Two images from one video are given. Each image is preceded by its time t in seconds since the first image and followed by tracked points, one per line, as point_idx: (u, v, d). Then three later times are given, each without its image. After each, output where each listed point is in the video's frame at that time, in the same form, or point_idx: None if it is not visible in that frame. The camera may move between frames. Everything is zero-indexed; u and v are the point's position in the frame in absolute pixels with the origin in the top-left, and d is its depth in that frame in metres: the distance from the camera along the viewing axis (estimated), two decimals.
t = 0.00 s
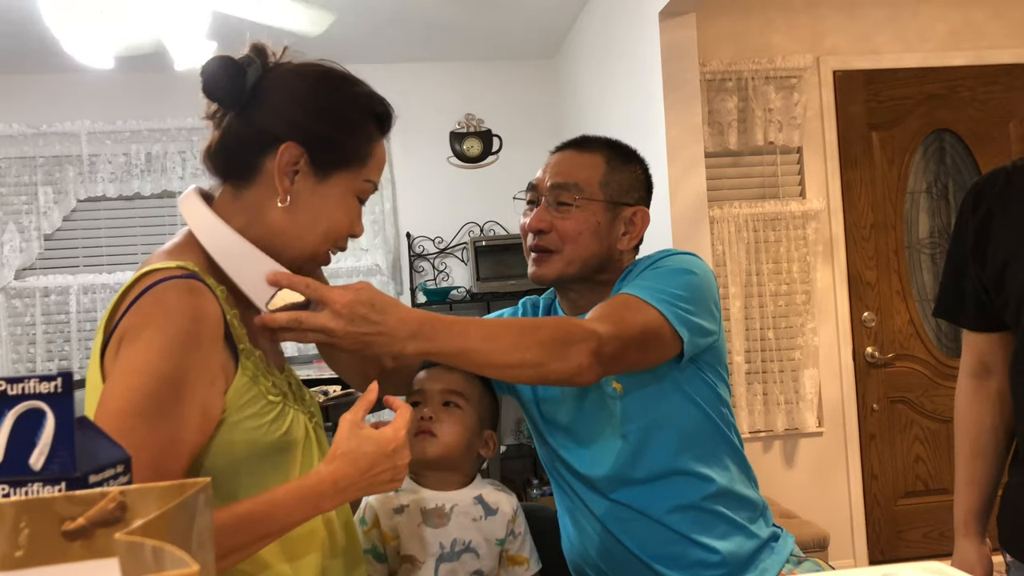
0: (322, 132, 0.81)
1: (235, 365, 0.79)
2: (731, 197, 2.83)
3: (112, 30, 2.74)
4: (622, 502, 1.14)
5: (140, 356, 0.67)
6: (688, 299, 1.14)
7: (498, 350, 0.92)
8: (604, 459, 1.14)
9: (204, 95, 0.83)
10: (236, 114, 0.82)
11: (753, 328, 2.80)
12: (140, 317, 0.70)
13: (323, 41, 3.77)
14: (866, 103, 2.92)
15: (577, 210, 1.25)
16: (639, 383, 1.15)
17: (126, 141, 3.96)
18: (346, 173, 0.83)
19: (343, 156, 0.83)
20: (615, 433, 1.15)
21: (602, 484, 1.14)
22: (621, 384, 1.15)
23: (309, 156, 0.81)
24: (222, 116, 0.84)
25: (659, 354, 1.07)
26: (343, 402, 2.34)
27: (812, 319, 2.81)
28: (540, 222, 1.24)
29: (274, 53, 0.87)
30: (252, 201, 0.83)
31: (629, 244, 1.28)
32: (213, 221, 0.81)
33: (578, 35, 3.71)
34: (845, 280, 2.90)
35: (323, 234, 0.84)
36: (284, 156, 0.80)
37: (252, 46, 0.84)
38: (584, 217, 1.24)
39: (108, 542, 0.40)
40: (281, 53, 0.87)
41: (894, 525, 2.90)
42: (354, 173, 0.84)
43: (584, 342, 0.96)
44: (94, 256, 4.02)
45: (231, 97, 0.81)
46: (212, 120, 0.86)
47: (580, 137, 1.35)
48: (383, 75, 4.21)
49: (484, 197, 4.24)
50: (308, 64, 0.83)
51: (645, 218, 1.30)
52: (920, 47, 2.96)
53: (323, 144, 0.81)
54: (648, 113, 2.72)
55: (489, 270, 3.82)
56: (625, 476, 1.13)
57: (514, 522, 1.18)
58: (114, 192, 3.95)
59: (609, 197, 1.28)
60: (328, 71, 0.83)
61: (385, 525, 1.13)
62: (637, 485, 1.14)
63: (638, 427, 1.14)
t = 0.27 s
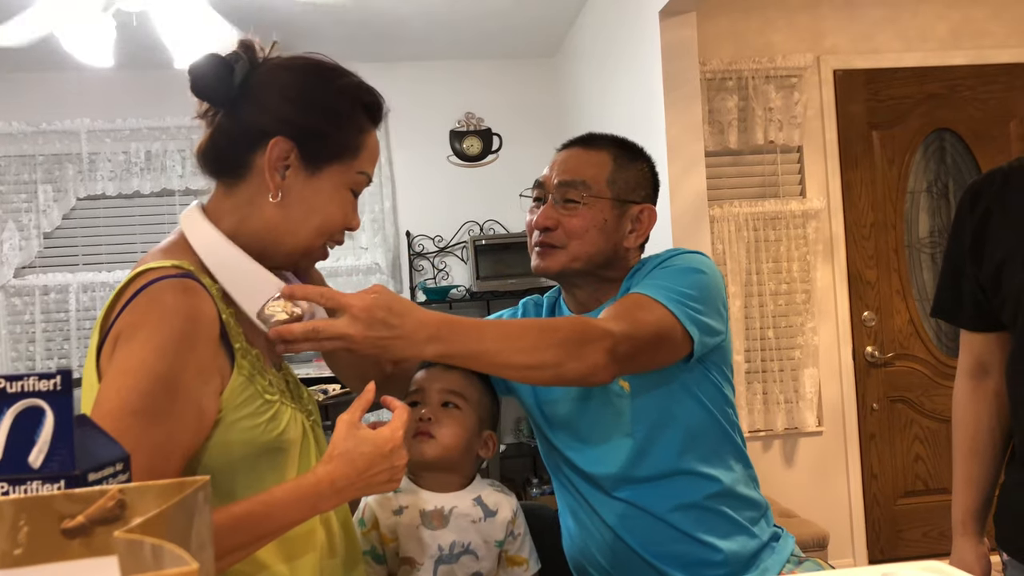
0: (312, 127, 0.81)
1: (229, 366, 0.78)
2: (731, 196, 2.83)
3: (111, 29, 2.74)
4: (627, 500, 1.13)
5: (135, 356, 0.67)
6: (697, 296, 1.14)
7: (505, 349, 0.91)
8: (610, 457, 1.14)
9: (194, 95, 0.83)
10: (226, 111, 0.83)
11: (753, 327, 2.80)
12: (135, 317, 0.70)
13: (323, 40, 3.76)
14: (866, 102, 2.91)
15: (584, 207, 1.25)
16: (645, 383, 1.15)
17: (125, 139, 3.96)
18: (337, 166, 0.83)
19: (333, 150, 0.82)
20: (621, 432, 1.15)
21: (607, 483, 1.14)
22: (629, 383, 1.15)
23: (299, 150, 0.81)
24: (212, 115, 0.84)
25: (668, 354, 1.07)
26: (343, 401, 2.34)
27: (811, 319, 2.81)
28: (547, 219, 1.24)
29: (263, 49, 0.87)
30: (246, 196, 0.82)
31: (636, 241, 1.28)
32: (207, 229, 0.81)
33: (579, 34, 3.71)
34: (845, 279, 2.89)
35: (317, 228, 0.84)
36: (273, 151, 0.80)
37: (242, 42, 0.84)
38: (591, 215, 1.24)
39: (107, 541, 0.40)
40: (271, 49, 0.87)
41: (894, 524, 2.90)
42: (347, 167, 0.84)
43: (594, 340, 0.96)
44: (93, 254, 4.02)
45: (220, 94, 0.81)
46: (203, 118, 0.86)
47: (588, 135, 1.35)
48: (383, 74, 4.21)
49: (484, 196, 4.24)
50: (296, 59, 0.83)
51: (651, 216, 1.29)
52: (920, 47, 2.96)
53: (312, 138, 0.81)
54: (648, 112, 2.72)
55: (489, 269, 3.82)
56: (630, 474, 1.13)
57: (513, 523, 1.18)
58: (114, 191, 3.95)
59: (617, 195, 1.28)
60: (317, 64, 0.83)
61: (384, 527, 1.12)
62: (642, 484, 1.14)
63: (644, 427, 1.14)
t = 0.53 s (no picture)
0: (312, 124, 0.81)
1: (234, 363, 0.78)
2: (731, 194, 2.83)
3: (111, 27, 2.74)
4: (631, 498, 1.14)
5: (138, 353, 0.67)
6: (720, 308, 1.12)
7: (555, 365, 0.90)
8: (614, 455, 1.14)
9: (195, 94, 0.83)
10: (226, 109, 0.82)
11: (753, 325, 2.80)
12: (138, 314, 0.70)
13: (323, 37, 3.76)
14: (868, 100, 2.91)
15: (589, 205, 1.25)
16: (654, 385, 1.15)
17: (125, 137, 3.96)
18: (338, 163, 0.83)
19: (333, 147, 0.82)
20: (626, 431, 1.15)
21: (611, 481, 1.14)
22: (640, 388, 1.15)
23: (299, 148, 0.81)
24: (212, 113, 0.84)
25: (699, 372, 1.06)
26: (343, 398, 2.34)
27: (812, 317, 2.81)
28: (551, 217, 1.24)
29: (263, 46, 0.87)
30: (247, 193, 0.82)
31: (641, 239, 1.27)
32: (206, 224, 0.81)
33: (579, 31, 3.71)
34: (845, 277, 2.89)
35: (317, 225, 0.84)
36: (274, 148, 0.80)
37: (240, 40, 0.84)
38: (595, 213, 1.25)
39: (108, 539, 0.40)
40: (269, 47, 0.87)
41: (894, 522, 2.90)
42: (347, 164, 0.84)
43: (633, 361, 0.95)
44: (94, 252, 4.02)
45: (219, 91, 0.81)
46: (203, 116, 0.85)
47: (592, 133, 1.35)
48: (383, 72, 4.21)
49: (484, 194, 4.24)
50: (295, 56, 0.83)
51: (655, 213, 1.30)
52: (921, 44, 2.96)
53: (312, 135, 0.81)
54: (648, 110, 2.72)
55: (489, 267, 3.82)
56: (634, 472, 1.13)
57: (513, 521, 1.18)
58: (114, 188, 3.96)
59: (621, 191, 1.28)
60: (316, 62, 0.83)
61: (383, 527, 1.13)
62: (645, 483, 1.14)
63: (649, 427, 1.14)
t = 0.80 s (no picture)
0: (314, 124, 0.81)
1: (235, 360, 0.78)
2: (732, 192, 2.83)
3: (111, 25, 2.73)
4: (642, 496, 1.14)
5: (139, 351, 0.67)
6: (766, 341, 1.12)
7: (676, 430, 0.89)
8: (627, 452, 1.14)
9: (197, 89, 0.83)
10: (228, 107, 0.82)
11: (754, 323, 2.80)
12: (139, 312, 0.70)
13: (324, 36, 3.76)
14: (869, 98, 2.91)
15: (598, 203, 1.25)
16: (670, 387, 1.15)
17: (126, 135, 3.96)
18: (339, 164, 0.83)
19: (335, 147, 0.82)
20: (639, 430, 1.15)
21: (621, 478, 1.14)
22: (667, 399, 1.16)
23: (301, 148, 0.81)
24: (214, 110, 0.84)
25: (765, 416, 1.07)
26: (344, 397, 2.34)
27: (813, 315, 2.81)
28: (561, 215, 1.24)
29: (265, 46, 0.86)
30: (247, 192, 0.82)
31: (652, 235, 1.28)
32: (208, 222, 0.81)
33: (579, 29, 3.70)
34: (846, 275, 2.89)
35: (318, 225, 0.84)
36: (275, 148, 0.80)
37: (243, 38, 0.84)
38: (605, 211, 1.24)
39: (108, 537, 0.40)
40: (272, 45, 0.87)
41: (894, 520, 2.90)
42: (348, 164, 0.84)
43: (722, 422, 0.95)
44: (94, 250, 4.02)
45: (224, 89, 0.81)
46: (206, 113, 0.85)
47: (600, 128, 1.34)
48: (384, 70, 4.21)
49: (485, 192, 4.24)
50: (298, 56, 0.83)
51: (665, 210, 1.31)
52: (922, 42, 2.95)
53: (315, 135, 0.81)
54: (649, 108, 2.71)
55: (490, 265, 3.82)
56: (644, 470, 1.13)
57: (513, 519, 1.18)
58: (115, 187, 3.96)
59: (630, 189, 1.28)
60: (319, 62, 0.83)
61: (384, 525, 1.13)
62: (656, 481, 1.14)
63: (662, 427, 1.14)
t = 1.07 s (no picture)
0: (313, 124, 0.81)
1: (234, 359, 0.78)
2: (734, 191, 2.82)
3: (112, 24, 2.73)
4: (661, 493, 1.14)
5: (139, 349, 0.67)
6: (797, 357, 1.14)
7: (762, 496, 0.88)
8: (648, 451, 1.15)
9: (196, 91, 0.83)
10: (228, 107, 0.82)
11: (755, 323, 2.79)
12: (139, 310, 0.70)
13: (325, 35, 3.75)
14: (870, 97, 2.90)
15: (615, 204, 1.24)
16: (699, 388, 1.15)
17: (126, 135, 3.96)
18: (338, 164, 0.83)
19: (336, 147, 0.82)
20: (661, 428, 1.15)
21: (641, 476, 1.14)
22: (699, 401, 1.15)
23: (300, 147, 0.80)
24: (214, 110, 0.84)
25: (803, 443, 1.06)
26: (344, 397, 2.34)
27: (815, 315, 2.81)
28: (578, 217, 1.24)
29: (265, 45, 0.86)
30: (246, 192, 0.82)
31: (672, 233, 1.28)
32: (207, 223, 0.81)
33: (581, 29, 3.70)
34: (848, 274, 2.89)
35: (316, 225, 0.84)
36: (275, 148, 0.80)
37: (242, 38, 0.84)
38: (622, 211, 1.24)
39: (108, 536, 0.40)
40: (272, 45, 0.86)
41: (896, 521, 2.90)
42: (348, 164, 0.84)
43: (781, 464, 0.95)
44: (95, 249, 4.02)
45: (224, 89, 0.81)
46: (205, 113, 0.85)
47: (617, 125, 1.32)
48: (385, 70, 4.21)
49: (487, 191, 4.24)
50: (297, 56, 0.83)
51: (685, 207, 1.30)
52: (925, 42, 2.95)
53: (314, 134, 0.81)
54: (650, 107, 2.71)
55: (491, 265, 3.82)
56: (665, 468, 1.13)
57: (513, 520, 1.18)
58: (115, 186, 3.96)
59: (648, 186, 1.26)
60: (318, 62, 0.83)
61: (385, 525, 1.13)
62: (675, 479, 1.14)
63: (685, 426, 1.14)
